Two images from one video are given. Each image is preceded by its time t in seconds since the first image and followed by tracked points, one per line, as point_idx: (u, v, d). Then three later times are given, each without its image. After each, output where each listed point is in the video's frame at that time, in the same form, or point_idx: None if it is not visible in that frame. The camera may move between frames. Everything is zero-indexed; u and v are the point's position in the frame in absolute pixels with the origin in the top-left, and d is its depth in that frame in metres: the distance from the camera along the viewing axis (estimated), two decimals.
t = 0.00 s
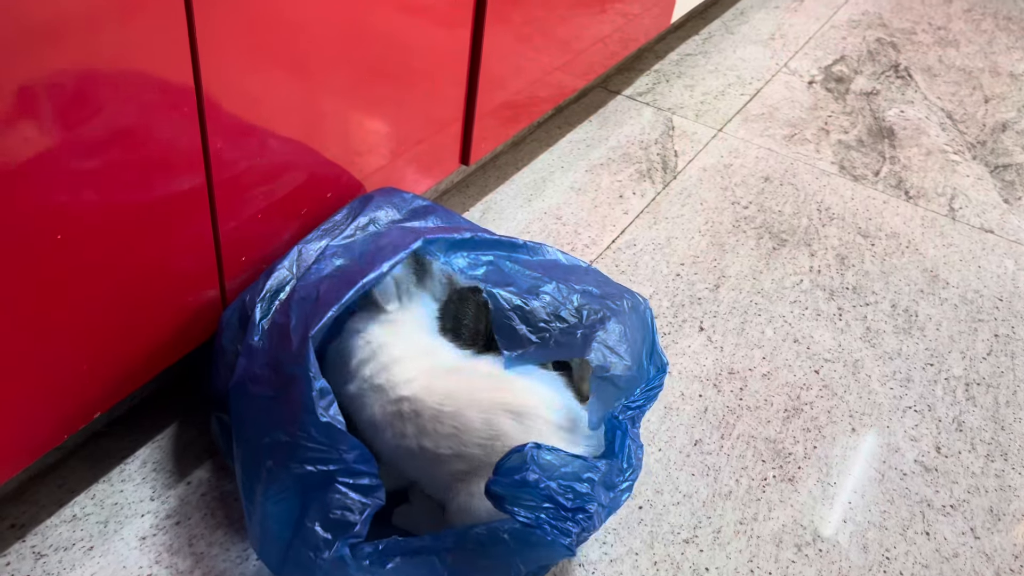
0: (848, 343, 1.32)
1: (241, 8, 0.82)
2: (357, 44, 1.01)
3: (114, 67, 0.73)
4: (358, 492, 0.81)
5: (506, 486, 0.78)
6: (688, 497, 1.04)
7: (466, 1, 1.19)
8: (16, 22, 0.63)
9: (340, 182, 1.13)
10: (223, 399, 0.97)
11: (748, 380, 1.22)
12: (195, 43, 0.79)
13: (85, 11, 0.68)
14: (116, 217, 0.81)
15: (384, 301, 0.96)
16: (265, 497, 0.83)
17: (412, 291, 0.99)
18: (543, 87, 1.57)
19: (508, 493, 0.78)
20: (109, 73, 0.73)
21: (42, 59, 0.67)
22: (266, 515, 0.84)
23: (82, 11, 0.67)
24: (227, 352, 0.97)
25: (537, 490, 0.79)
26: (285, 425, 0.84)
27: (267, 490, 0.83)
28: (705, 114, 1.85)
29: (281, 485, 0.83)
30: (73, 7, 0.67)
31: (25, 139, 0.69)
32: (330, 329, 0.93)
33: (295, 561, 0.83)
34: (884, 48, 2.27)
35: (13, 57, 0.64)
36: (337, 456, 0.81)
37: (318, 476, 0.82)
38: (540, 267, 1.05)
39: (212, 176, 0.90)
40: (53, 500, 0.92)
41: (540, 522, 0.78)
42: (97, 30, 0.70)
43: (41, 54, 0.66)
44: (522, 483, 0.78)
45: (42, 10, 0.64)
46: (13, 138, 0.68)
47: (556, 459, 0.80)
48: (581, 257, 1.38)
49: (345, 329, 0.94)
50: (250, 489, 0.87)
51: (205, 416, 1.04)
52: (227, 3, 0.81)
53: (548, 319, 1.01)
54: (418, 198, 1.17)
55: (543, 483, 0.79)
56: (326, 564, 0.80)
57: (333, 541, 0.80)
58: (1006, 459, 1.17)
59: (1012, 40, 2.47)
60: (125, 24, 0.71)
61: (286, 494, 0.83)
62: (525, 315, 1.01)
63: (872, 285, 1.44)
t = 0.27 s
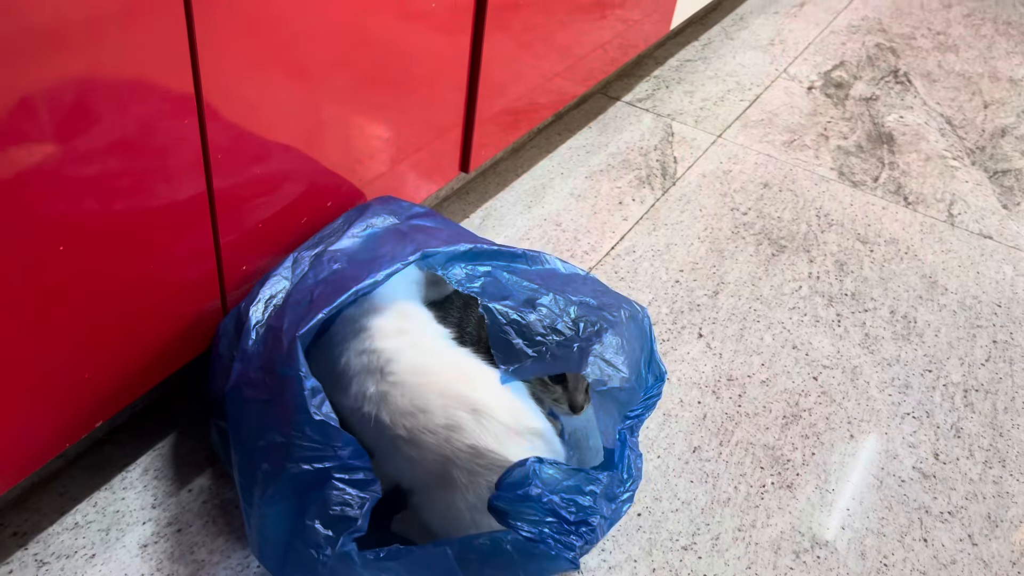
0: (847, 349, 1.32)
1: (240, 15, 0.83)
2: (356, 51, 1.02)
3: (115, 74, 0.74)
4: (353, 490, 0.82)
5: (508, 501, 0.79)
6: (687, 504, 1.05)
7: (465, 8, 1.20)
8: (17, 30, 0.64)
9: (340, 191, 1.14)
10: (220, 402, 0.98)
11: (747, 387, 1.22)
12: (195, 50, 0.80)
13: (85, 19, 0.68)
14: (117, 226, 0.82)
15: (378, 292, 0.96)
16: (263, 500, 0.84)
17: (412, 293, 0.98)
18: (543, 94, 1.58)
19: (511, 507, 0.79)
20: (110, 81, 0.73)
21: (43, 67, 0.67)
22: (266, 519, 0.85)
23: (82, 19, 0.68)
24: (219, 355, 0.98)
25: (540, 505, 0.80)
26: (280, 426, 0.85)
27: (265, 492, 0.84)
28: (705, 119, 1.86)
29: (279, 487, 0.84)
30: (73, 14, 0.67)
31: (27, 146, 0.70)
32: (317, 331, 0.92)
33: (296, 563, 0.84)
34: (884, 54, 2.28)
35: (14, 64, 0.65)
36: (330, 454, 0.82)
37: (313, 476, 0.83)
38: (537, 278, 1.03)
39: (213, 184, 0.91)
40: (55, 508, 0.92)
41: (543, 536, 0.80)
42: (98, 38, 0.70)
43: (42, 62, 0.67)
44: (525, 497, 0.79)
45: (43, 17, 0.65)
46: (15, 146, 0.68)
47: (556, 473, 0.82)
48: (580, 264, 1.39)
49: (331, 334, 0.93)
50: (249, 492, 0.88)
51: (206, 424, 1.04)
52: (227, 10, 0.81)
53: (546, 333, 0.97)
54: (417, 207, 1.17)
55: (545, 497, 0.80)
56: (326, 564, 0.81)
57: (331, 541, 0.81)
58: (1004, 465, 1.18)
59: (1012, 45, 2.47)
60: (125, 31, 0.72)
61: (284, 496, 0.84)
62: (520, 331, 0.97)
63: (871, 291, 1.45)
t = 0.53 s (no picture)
0: (847, 351, 1.33)
1: (243, 19, 0.84)
2: (359, 55, 1.03)
3: (121, 78, 0.74)
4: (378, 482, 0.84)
5: (518, 512, 0.83)
6: (688, 505, 1.05)
7: (467, 12, 1.21)
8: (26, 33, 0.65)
9: (343, 195, 1.15)
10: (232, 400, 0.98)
11: (748, 389, 1.23)
12: (199, 53, 0.81)
13: (92, 23, 0.69)
14: (123, 229, 0.83)
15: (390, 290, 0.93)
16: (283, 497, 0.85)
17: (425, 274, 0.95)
18: (545, 98, 1.59)
19: (522, 517, 0.83)
20: (117, 84, 0.74)
21: (50, 70, 0.68)
22: (285, 517, 0.85)
23: (87, 22, 0.69)
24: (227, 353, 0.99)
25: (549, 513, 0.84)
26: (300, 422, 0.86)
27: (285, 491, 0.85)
28: (706, 123, 1.86)
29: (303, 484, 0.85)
30: (81, 18, 0.68)
31: (34, 148, 0.70)
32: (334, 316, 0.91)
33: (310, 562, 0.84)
34: (884, 57, 2.29)
35: (22, 66, 0.66)
36: (353, 446, 0.84)
37: (332, 470, 0.84)
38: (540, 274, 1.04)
39: (218, 187, 0.92)
40: (62, 510, 0.93)
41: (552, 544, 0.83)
42: (104, 42, 0.71)
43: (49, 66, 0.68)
44: (535, 506, 0.83)
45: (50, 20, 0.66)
46: (21, 148, 0.69)
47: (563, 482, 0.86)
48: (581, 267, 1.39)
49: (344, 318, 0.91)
50: (263, 492, 0.88)
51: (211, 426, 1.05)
52: (231, 13, 0.82)
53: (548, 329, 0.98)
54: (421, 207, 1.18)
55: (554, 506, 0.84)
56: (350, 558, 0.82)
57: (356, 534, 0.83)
58: (1004, 466, 1.18)
59: (1012, 48, 2.48)
60: (131, 35, 0.73)
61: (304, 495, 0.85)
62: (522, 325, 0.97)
63: (871, 293, 1.45)
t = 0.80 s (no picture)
0: (847, 352, 1.33)
1: (246, 23, 0.85)
2: (360, 58, 1.03)
3: (125, 81, 0.75)
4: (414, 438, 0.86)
5: (532, 530, 0.83)
6: (688, 506, 1.06)
7: (468, 16, 1.21)
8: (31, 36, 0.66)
9: (345, 197, 1.16)
10: (241, 383, 0.99)
11: (747, 390, 1.24)
12: (202, 57, 0.82)
13: (96, 26, 0.70)
14: (127, 231, 0.83)
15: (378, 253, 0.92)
16: (321, 452, 0.84)
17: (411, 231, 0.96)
18: (545, 101, 1.59)
19: (538, 535, 0.83)
20: (121, 88, 0.75)
21: (55, 73, 0.69)
22: (320, 472, 0.84)
23: (91, 26, 0.70)
24: (238, 334, 1.00)
25: (564, 529, 0.83)
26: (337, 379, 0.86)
27: (325, 445, 0.84)
28: (705, 125, 1.87)
29: (343, 439, 0.84)
30: (85, 22, 0.69)
31: (39, 151, 0.71)
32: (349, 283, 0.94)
33: (339, 520, 0.84)
34: (884, 59, 2.29)
35: (28, 69, 0.67)
36: (383, 404, 0.84)
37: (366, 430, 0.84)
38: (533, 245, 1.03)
39: (220, 190, 0.93)
40: (65, 511, 0.94)
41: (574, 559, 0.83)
42: (108, 45, 0.72)
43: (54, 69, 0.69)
44: (550, 525, 0.83)
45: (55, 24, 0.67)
46: (26, 151, 0.70)
47: (575, 497, 0.86)
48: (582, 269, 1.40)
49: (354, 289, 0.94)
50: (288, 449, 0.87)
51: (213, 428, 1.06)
52: (234, 18, 0.83)
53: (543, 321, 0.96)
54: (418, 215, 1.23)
55: (570, 521, 0.84)
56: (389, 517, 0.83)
57: (395, 492, 0.83)
58: (1003, 467, 1.19)
59: (1012, 50, 2.48)
60: (135, 39, 0.74)
61: (342, 451, 0.84)
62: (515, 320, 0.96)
63: (870, 295, 1.46)
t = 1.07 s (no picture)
0: (850, 351, 1.34)
1: (253, 25, 0.85)
2: (365, 59, 1.04)
3: (134, 81, 0.76)
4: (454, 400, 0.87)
5: (575, 451, 0.87)
6: (692, 503, 1.06)
7: (472, 17, 1.22)
8: (42, 36, 0.66)
9: (352, 197, 1.16)
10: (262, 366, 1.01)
11: (751, 388, 1.24)
12: (210, 58, 0.82)
13: (106, 27, 0.71)
14: (136, 231, 0.84)
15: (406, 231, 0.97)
16: (379, 380, 0.84)
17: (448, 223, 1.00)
18: (548, 102, 1.60)
19: (578, 455, 0.87)
20: (130, 88, 0.76)
21: (64, 73, 0.70)
22: (377, 401, 0.83)
23: (99, 27, 0.70)
24: (259, 316, 1.01)
25: (603, 449, 0.87)
26: (398, 321, 0.87)
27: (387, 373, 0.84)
28: (707, 126, 1.88)
29: (405, 370, 0.84)
30: (94, 22, 0.70)
31: (49, 151, 0.72)
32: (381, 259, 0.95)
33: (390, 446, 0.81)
34: (885, 60, 2.30)
35: (38, 69, 0.67)
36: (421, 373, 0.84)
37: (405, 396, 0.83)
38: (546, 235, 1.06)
39: (228, 191, 0.94)
40: (73, 509, 0.94)
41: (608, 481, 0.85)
42: (118, 45, 0.73)
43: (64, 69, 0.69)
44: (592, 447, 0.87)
45: (65, 25, 0.68)
46: (36, 151, 0.71)
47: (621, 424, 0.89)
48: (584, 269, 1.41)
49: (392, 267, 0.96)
50: (341, 386, 0.86)
51: (220, 426, 1.06)
52: (242, 19, 0.84)
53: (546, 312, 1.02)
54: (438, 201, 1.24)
55: (610, 445, 0.87)
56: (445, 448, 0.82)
57: (450, 429, 0.83)
58: (1006, 464, 1.19)
59: (1012, 50, 2.49)
60: (144, 40, 0.75)
61: (397, 385, 0.84)
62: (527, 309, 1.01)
63: (873, 294, 1.46)
